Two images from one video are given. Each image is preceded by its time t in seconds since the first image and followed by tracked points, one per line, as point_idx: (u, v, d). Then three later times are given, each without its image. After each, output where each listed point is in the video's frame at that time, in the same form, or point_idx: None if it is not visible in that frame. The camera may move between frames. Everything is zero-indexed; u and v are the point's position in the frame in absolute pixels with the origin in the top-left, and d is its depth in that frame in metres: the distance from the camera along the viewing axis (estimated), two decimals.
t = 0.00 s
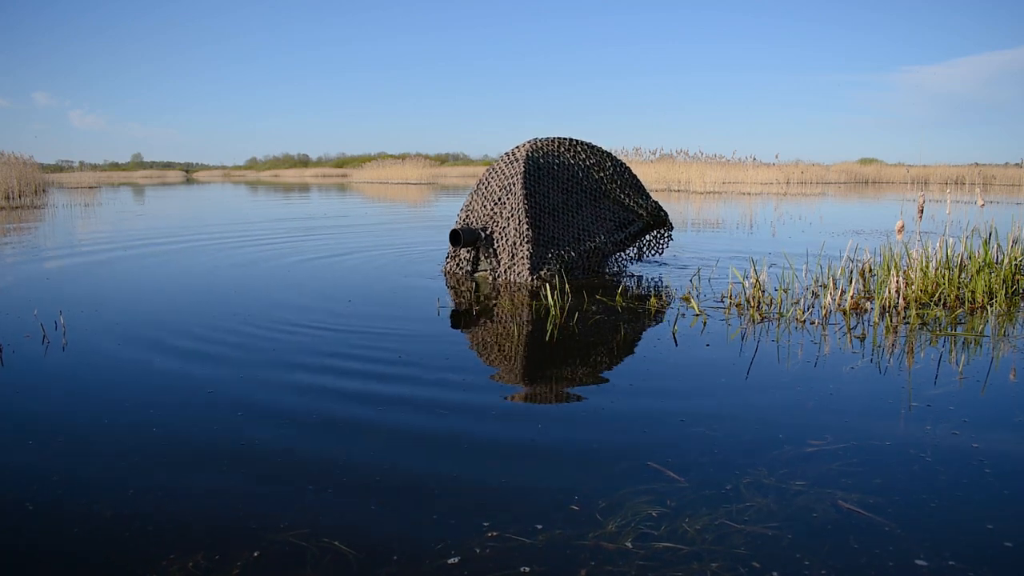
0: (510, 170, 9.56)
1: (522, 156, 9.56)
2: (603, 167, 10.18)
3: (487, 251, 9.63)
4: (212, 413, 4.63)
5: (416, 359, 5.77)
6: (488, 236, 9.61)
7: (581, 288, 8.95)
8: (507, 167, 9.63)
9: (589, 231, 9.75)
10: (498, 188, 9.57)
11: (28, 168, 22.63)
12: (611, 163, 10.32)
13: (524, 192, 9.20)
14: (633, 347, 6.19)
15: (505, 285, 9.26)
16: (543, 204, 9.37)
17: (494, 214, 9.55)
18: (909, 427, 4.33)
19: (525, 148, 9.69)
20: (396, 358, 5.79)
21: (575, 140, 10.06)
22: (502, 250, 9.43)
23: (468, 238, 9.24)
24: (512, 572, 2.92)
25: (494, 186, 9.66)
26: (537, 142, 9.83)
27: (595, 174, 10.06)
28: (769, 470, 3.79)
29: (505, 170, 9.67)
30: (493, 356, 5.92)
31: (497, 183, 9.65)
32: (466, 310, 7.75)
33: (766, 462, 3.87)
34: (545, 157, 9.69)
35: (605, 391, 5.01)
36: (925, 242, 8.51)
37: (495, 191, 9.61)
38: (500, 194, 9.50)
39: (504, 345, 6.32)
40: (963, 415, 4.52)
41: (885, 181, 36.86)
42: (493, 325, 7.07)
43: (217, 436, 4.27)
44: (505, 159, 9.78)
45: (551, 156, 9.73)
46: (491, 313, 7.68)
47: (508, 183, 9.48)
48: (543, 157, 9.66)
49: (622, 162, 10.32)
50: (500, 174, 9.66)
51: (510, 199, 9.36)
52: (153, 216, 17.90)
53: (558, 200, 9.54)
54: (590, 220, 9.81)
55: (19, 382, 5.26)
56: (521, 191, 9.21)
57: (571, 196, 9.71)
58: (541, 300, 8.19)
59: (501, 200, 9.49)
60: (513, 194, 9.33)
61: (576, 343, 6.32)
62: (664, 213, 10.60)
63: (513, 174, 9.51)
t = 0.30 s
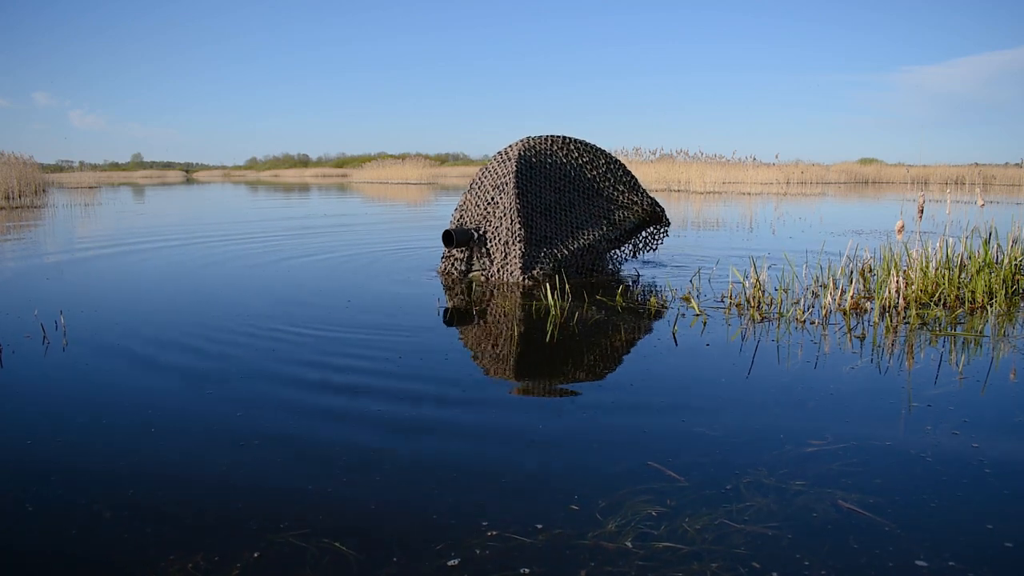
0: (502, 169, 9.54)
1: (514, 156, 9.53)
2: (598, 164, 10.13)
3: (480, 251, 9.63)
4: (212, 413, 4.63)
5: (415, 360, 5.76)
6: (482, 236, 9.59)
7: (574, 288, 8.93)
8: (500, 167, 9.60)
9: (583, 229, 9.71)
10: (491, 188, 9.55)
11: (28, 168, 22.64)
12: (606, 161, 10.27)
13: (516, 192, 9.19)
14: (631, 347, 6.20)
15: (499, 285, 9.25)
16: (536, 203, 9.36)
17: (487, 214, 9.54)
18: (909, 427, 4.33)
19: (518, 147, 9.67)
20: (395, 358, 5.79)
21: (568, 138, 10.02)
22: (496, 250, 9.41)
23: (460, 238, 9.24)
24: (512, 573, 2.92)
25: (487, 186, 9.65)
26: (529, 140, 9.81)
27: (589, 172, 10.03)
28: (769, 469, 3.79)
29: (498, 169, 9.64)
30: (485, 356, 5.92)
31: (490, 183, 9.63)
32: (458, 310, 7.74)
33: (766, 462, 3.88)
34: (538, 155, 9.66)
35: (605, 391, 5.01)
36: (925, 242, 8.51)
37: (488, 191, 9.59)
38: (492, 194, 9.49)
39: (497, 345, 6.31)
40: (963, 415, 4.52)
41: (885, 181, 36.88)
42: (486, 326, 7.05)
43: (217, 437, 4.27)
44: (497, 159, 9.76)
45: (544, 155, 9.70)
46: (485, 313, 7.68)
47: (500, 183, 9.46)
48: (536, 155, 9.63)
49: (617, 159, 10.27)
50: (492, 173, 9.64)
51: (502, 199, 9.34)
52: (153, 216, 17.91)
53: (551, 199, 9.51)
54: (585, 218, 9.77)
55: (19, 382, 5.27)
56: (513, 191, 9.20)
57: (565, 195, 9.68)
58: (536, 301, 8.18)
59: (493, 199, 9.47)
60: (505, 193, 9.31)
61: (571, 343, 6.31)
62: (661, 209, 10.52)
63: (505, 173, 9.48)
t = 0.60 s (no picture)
0: (500, 168, 9.52)
1: (512, 155, 9.51)
2: (598, 162, 10.08)
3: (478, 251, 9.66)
4: (212, 413, 4.63)
5: (415, 360, 5.76)
6: (480, 236, 9.58)
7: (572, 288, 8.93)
8: (499, 166, 9.58)
9: (582, 228, 9.68)
10: (489, 187, 9.54)
11: (28, 168, 22.64)
12: (606, 159, 10.22)
13: (513, 192, 9.16)
14: (631, 347, 6.20)
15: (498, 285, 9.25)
16: (534, 202, 9.34)
17: (485, 214, 9.53)
18: (909, 427, 4.33)
19: (517, 146, 9.65)
20: (395, 359, 5.78)
21: (568, 136, 9.97)
22: (495, 250, 9.40)
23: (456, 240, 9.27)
24: (511, 572, 2.92)
25: (485, 185, 9.63)
26: (528, 139, 9.76)
27: (590, 172, 9.99)
28: (770, 470, 3.79)
29: (497, 168, 9.62)
30: (484, 356, 5.92)
31: (489, 182, 9.61)
32: (455, 310, 7.76)
33: (766, 462, 3.87)
34: (537, 155, 9.64)
35: (605, 391, 5.01)
36: (925, 242, 8.51)
37: (486, 190, 9.57)
38: (490, 193, 9.48)
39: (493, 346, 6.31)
40: (963, 415, 4.52)
41: (885, 181, 36.88)
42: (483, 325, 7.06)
43: (217, 436, 4.27)
44: (497, 158, 9.74)
45: (543, 154, 9.68)
46: (482, 313, 7.68)
47: (499, 182, 9.44)
48: (535, 155, 9.61)
49: (617, 158, 10.23)
50: (491, 172, 9.62)
51: (501, 198, 9.32)
52: (153, 216, 17.91)
53: (550, 198, 9.49)
54: (584, 216, 9.74)
55: (19, 382, 5.27)
56: (511, 190, 9.18)
57: (564, 194, 9.66)
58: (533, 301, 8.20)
59: (492, 199, 9.45)
60: (503, 193, 9.29)
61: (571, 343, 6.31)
62: (662, 206, 10.47)
63: (503, 173, 9.46)
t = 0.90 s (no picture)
0: (498, 169, 9.59)
1: (510, 157, 9.56)
2: (600, 162, 10.02)
3: (475, 252, 9.68)
4: (212, 413, 4.63)
5: (415, 360, 5.76)
6: (479, 236, 9.61)
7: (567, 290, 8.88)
8: (497, 167, 9.64)
9: (581, 229, 9.62)
10: (487, 189, 9.59)
11: (28, 168, 22.65)
12: (610, 160, 10.12)
13: (509, 192, 9.22)
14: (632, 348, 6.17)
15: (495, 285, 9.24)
16: (531, 203, 9.39)
17: (483, 215, 9.57)
18: (909, 427, 4.33)
19: (515, 148, 9.69)
20: (395, 359, 5.78)
21: (569, 137, 9.98)
22: (492, 250, 9.41)
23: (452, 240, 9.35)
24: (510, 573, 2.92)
25: (484, 185, 9.70)
26: (528, 140, 9.82)
27: (591, 173, 9.94)
28: (770, 470, 3.79)
29: (495, 170, 9.68)
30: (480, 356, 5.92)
31: (488, 183, 9.67)
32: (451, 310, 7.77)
33: (766, 462, 3.87)
34: (535, 157, 9.67)
35: (605, 391, 5.01)
36: (925, 242, 8.50)
37: (485, 192, 9.63)
38: (487, 194, 9.55)
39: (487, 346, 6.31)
40: (963, 415, 4.52)
41: (885, 181, 36.88)
42: (478, 326, 7.07)
43: (217, 436, 4.27)
44: (496, 160, 9.78)
45: (541, 156, 9.71)
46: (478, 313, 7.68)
47: (496, 183, 9.49)
48: (533, 156, 9.65)
49: (620, 158, 10.12)
50: (490, 174, 9.68)
51: (497, 199, 9.36)
52: (153, 215, 17.91)
53: (547, 199, 9.52)
54: (584, 217, 9.67)
55: (19, 382, 5.27)
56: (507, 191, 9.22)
57: (563, 195, 9.64)
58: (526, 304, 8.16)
59: (489, 200, 9.50)
60: (500, 193, 9.33)
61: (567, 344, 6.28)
62: (667, 207, 10.28)
63: (501, 174, 9.51)
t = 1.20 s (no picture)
0: (489, 169, 9.62)
1: (498, 158, 9.59)
2: (593, 157, 9.97)
3: (470, 253, 9.67)
4: (211, 413, 4.64)
5: (416, 360, 5.76)
6: (472, 237, 9.60)
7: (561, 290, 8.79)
8: (488, 169, 9.66)
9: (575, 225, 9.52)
10: (479, 190, 9.61)
11: (28, 168, 22.65)
12: (603, 154, 10.02)
13: (499, 191, 9.24)
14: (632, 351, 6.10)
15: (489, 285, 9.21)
16: (522, 202, 9.39)
17: (476, 216, 9.57)
18: (909, 427, 4.33)
19: (505, 149, 9.71)
20: (394, 359, 5.77)
21: (562, 133, 9.95)
22: (485, 250, 9.39)
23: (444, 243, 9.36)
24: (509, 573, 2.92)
25: (477, 186, 9.71)
26: (520, 138, 9.83)
27: (583, 169, 9.88)
28: (770, 470, 3.78)
29: (486, 171, 9.69)
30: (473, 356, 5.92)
31: (479, 185, 9.68)
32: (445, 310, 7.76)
33: (767, 462, 3.87)
34: (525, 157, 9.68)
35: (604, 391, 5.01)
36: (925, 242, 8.50)
37: (476, 193, 9.65)
38: (479, 194, 9.57)
39: (479, 346, 6.29)
40: (963, 415, 4.52)
41: (885, 181, 36.90)
42: (471, 325, 7.05)
43: (216, 437, 4.27)
44: (487, 161, 9.80)
45: (531, 156, 9.71)
46: (473, 313, 7.64)
47: (486, 185, 9.50)
48: (522, 157, 9.66)
49: (613, 152, 10.03)
50: (481, 176, 9.70)
51: (488, 201, 9.37)
52: (153, 216, 17.92)
53: (540, 197, 9.50)
54: (578, 212, 9.59)
55: (20, 382, 5.27)
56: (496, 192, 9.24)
57: (555, 193, 9.61)
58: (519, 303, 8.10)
59: (480, 201, 9.51)
60: (490, 194, 9.33)
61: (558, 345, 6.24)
62: (665, 198, 10.08)
63: (490, 175, 9.53)
